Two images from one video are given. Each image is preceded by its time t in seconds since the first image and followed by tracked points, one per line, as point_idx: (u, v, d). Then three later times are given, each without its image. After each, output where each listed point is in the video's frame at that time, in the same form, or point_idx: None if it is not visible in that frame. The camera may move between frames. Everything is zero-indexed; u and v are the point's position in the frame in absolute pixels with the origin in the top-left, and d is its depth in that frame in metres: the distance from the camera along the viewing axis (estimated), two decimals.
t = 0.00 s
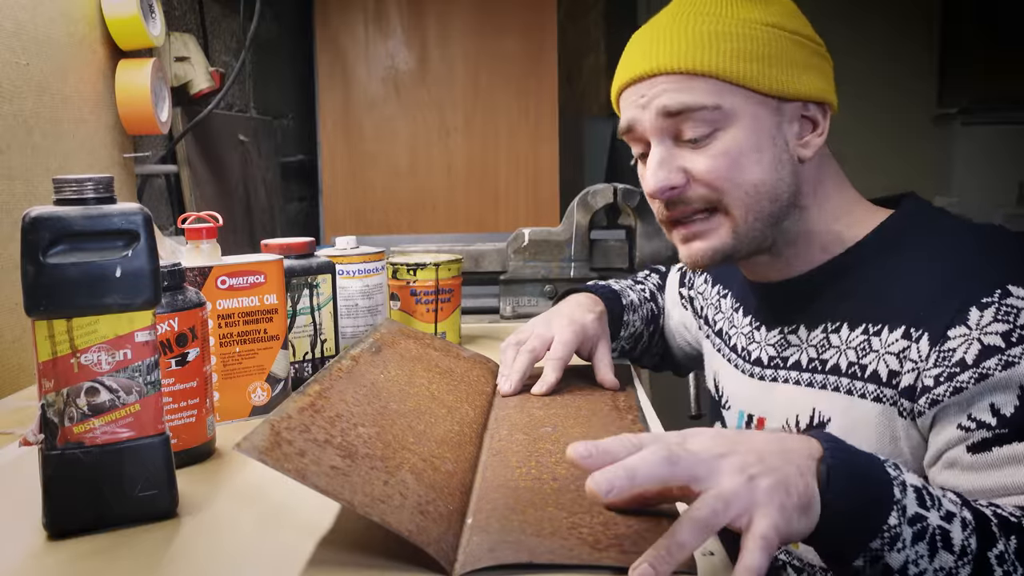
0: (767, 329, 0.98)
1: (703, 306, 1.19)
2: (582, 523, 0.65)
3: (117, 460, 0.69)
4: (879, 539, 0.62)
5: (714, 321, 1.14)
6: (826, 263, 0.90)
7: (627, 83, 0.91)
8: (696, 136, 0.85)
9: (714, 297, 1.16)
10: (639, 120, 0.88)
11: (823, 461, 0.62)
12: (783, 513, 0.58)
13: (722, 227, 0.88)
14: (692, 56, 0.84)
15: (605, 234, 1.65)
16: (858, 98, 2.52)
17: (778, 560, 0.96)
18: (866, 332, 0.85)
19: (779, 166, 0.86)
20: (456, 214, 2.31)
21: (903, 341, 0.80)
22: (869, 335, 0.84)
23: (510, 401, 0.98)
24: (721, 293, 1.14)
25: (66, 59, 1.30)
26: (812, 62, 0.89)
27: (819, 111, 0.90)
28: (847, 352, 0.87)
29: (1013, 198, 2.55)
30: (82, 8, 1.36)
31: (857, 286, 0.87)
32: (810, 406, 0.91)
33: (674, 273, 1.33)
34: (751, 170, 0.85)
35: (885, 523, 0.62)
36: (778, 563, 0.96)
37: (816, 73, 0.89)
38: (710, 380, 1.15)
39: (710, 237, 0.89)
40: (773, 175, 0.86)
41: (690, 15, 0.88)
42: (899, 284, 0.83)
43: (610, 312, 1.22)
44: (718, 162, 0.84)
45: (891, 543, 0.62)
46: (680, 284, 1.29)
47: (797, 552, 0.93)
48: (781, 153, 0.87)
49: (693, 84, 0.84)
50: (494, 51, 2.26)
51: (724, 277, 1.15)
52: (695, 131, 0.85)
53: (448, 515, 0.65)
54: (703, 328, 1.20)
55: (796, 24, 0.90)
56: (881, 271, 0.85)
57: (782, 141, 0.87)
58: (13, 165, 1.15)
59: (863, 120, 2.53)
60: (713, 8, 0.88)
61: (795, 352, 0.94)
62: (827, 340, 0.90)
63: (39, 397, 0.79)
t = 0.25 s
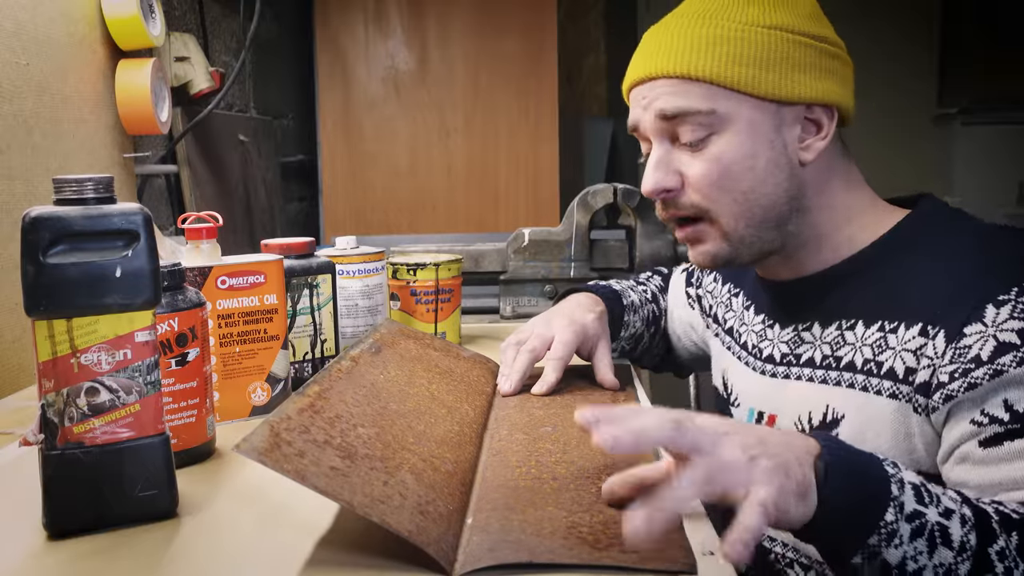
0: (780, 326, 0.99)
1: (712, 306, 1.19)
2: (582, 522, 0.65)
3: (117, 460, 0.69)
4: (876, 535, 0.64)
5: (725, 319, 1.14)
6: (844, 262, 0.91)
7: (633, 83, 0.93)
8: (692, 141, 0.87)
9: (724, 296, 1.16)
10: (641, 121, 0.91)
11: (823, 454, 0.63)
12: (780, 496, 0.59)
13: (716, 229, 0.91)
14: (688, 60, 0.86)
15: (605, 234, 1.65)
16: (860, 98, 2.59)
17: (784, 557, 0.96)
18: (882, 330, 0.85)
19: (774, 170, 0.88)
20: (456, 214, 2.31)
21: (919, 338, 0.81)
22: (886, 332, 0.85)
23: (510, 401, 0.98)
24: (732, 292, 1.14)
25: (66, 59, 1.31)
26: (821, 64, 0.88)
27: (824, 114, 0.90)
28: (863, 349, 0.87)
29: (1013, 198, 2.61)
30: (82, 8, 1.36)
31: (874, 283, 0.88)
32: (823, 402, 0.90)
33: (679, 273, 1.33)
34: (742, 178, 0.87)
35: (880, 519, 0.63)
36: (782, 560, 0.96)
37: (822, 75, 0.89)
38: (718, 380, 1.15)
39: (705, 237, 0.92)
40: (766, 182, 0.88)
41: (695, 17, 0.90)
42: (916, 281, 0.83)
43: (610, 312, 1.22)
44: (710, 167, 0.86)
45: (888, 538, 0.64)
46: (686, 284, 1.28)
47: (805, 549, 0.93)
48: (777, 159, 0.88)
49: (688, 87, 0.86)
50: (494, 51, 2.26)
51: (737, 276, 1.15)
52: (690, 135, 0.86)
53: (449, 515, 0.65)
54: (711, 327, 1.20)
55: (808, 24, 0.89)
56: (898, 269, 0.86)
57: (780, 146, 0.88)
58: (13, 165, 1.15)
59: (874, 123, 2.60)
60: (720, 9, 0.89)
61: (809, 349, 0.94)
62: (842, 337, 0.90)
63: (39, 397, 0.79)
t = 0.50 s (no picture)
0: (794, 318, 1.00)
1: (721, 301, 1.20)
2: (582, 522, 0.65)
3: (117, 460, 0.69)
4: (841, 442, 0.62)
5: (735, 314, 1.15)
6: (860, 253, 0.92)
7: (654, 78, 0.94)
8: (716, 132, 0.87)
9: (735, 292, 1.16)
10: (663, 114, 0.91)
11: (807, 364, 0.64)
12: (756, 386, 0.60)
13: (741, 219, 0.91)
14: (710, 51, 0.87)
15: (605, 234, 1.65)
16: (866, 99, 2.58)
17: (792, 550, 0.96)
18: (895, 315, 0.86)
19: (797, 161, 0.88)
20: (456, 214, 2.31)
21: (929, 321, 0.82)
22: (898, 318, 0.85)
23: (510, 401, 0.98)
24: (743, 287, 1.15)
25: (66, 59, 1.31)
26: (839, 55, 0.90)
27: (844, 105, 0.91)
28: (875, 335, 0.88)
29: (1012, 198, 2.66)
30: (82, 8, 1.36)
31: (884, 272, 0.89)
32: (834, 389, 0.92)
33: (683, 272, 1.34)
34: (766, 167, 0.87)
35: (846, 425, 0.62)
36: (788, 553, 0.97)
37: (842, 66, 0.90)
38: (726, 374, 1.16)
39: (726, 226, 0.92)
40: (790, 172, 0.88)
41: (714, 13, 0.91)
42: (927, 269, 0.84)
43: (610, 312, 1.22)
44: (735, 157, 0.86)
45: (850, 444, 0.62)
46: (692, 282, 1.29)
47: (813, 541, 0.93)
48: (800, 148, 0.88)
49: (712, 78, 0.87)
50: (494, 50, 2.26)
51: (748, 270, 1.16)
52: (714, 126, 0.87)
53: (449, 515, 0.65)
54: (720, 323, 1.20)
55: (825, 17, 0.91)
56: (917, 254, 0.87)
57: (803, 135, 0.88)
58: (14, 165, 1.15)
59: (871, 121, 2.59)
60: (738, 5, 0.91)
61: (822, 338, 0.95)
62: (855, 325, 0.91)
63: (39, 397, 0.79)
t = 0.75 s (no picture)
0: (801, 313, 1.00)
1: (722, 297, 1.20)
2: (582, 522, 0.65)
3: (117, 460, 0.69)
4: (818, 423, 0.65)
5: (737, 309, 1.16)
6: (871, 251, 0.92)
7: (665, 78, 0.94)
8: (730, 131, 0.87)
9: (737, 287, 1.17)
10: (675, 113, 0.91)
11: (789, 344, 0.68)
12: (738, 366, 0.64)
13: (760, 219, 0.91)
14: (723, 50, 0.87)
15: (605, 234, 1.65)
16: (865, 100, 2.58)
17: (793, 545, 0.96)
18: (902, 310, 0.86)
19: (813, 159, 0.88)
20: (456, 214, 2.31)
21: (934, 315, 0.82)
22: (905, 312, 0.86)
23: (510, 401, 0.98)
24: (745, 282, 1.15)
25: (66, 59, 1.31)
26: (851, 52, 0.90)
27: (856, 102, 0.91)
28: (881, 329, 0.88)
29: (1013, 197, 2.66)
30: (82, 8, 1.36)
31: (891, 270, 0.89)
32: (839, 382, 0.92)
33: (683, 270, 1.34)
34: (781, 166, 0.87)
35: (823, 407, 0.65)
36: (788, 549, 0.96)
37: (853, 64, 0.90)
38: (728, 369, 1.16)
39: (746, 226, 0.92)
40: (805, 171, 0.88)
41: (726, 11, 0.91)
42: (933, 266, 0.85)
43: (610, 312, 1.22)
44: (750, 156, 0.86)
45: (825, 424, 0.65)
46: (692, 279, 1.29)
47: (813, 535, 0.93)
48: (814, 148, 0.88)
49: (725, 76, 0.87)
50: (494, 50, 2.26)
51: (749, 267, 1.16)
52: (728, 125, 0.87)
53: (449, 515, 0.65)
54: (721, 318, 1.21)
55: (835, 15, 0.91)
56: (924, 253, 0.87)
57: (816, 134, 0.89)
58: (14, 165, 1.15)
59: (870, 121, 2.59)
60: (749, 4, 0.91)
61: (829, 332, 0.95)
62: (862, 319, 0.91)
63: (40, 397, 0.79)
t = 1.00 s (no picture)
0: (798, 317, 1.00)
1: (722, 299, 1.20)
2: (582, 522, 0.65)
3: (117, 460, 0.69)
4: (820, 474, 0.67)
5: (736, 311, 1.15)
6: (866, 253, 0.92)
7: (660, 83, 0.94)
8: (727, 133, 0.87)
9: (736, 290, 1.16)
10: (670, 118, 0.91)
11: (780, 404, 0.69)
12: (736, 437, 0.64)
13: (757, 220, 0.91)
14: (718, 52, 0.87)
15: (605, 234, 1.65)
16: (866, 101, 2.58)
17: (791, 548, 0.96)
18: (901, 316, 0.86)
19: (811, 157, 0.88)
20: (456, 214, 2.31)
21: (935, 323, 0.82)
22: (904, 318, 0.85)
23: (510, 401, 0.98)
24: (745, 285, 1.15)
25: (66, 59, 1.31)
26: (844, 53, 0.91)
27: (850, 102, 0.92)
28: (880, 335, 0.88)
29: (1013, 197, 2.67)
30: (82, 8, 1.36)
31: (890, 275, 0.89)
32: (838, 388, 0.92)
33: (683, 271, 1.34)
34: (779, 165, 0.87)
35: (823, 458, 0.67)
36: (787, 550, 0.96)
37: (846, 65, 0.91)
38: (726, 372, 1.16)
39: (743, 230, 0.92)
40: (802, 169, 0.88)
41: (719, 14, 0.91)
42: (934, 268, 0.85)
43: (610, 312, 1.22)
44: (748, 157, 0.86)
45: (828, 476, 0.67)
46: (692, 281, 1.29)
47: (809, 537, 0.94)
48: (812, 147, 0.89)
49: (720, 79, 0.87)
50: (494, 50, 2.26)
51: (748, 269, 1.16)
52: (726, 127, 0.87)
53: (449, 515, 0.65)
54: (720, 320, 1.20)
55: (827, 17, 0.92)
56: (924, 254, 0.87)
57: (813, 133, 0.89)
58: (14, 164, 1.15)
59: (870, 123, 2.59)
60: (742, 7, 0.91)
61: (826, 336, 0.95)
62: (860, 324, 0.91)
63: (39, 397, 0.79)
